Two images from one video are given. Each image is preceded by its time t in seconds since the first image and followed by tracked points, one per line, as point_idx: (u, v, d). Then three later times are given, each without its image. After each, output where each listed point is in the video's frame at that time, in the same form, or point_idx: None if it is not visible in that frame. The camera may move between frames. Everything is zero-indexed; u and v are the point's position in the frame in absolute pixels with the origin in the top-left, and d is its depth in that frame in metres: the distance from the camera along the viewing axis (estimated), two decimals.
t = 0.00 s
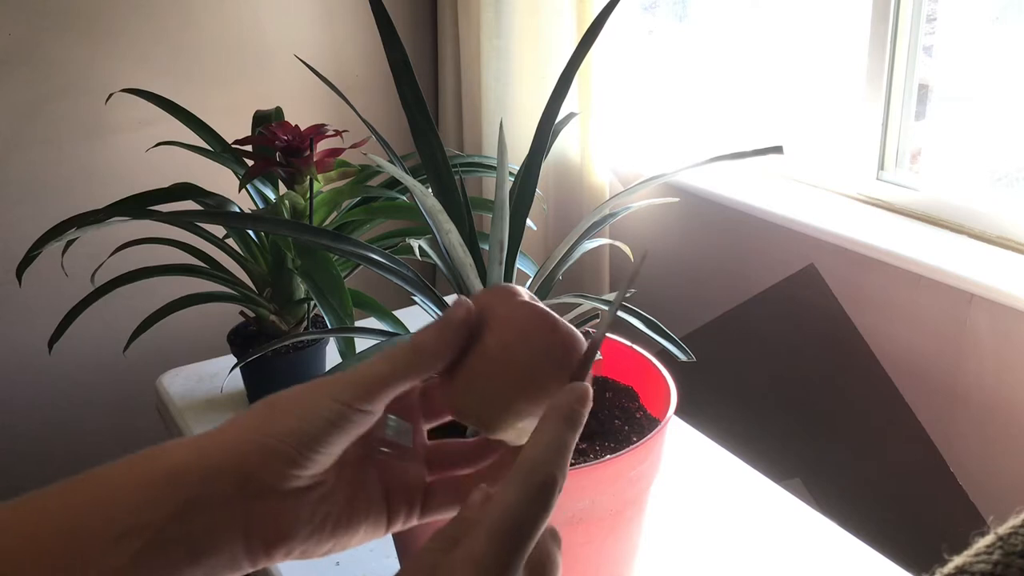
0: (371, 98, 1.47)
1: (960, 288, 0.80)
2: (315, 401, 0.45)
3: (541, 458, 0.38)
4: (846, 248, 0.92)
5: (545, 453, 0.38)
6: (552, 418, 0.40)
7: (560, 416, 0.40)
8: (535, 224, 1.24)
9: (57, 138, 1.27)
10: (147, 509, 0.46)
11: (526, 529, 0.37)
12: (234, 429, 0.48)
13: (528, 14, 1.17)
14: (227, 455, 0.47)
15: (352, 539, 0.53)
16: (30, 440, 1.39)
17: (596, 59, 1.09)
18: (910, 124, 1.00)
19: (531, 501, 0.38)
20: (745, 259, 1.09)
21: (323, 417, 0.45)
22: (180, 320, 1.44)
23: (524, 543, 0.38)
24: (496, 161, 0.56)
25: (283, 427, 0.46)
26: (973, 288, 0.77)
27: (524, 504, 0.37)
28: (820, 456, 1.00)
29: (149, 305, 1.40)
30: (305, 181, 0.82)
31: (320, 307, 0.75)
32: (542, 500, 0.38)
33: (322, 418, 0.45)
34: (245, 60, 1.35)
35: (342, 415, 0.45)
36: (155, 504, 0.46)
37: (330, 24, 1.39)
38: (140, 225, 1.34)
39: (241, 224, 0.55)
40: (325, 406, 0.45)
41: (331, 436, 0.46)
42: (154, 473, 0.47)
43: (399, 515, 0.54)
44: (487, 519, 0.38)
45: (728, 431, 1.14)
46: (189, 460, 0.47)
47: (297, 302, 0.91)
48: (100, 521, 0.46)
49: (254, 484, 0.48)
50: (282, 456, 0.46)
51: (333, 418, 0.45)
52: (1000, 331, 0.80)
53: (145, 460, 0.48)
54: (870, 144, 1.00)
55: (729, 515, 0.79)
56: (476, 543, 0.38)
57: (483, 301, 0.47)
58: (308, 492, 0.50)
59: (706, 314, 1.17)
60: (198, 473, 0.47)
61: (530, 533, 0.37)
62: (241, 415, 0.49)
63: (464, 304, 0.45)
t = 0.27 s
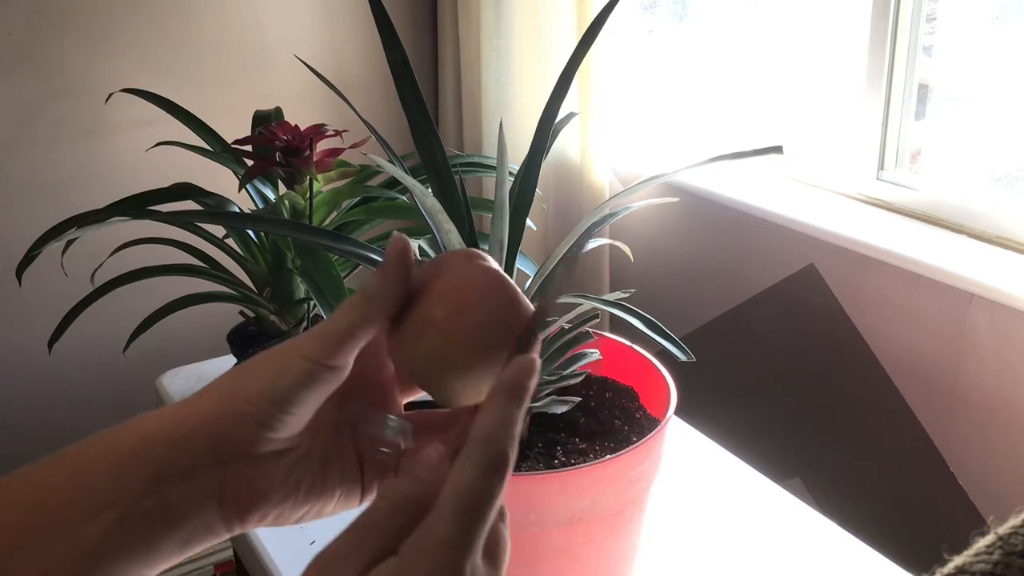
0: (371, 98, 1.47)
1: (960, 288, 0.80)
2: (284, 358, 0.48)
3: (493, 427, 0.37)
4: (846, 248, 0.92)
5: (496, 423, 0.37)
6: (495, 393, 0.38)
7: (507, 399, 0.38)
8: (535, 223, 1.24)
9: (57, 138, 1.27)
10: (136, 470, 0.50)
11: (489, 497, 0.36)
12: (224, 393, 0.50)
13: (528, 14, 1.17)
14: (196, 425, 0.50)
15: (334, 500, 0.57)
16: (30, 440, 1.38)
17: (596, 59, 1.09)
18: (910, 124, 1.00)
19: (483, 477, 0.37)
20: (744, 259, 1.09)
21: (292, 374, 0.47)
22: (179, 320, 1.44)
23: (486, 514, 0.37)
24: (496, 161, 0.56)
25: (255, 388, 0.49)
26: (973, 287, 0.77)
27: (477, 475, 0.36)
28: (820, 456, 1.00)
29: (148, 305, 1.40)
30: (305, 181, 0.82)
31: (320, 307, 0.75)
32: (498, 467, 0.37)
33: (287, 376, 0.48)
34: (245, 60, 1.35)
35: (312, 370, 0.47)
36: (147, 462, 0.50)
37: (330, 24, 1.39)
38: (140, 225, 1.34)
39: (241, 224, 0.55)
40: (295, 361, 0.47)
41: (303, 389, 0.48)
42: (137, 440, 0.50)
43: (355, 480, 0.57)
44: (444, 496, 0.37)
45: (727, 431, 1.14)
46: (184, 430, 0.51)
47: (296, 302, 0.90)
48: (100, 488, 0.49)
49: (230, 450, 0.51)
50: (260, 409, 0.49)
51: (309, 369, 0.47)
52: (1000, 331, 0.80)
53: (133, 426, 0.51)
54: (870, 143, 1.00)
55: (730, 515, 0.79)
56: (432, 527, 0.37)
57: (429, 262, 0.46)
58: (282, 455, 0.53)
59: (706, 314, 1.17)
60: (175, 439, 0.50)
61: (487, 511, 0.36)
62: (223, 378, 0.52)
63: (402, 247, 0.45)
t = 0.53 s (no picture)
0: (371, 98, 1.47)
1: (960, 288, 0.80)
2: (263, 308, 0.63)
3: (435, 365, 0.43)
4: (846, 248, 0.92)
5: (441, 357, 0.44)
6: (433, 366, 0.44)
7: (445, 367, 0.44)
8: (535, 223, 1.24)
9: (57, 138, 1.27)
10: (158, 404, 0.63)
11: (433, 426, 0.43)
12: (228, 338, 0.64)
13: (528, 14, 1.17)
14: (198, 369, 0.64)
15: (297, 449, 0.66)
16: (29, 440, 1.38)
17: (596, 59, 1.09)
18: (910, 124, 0.99)
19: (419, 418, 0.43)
20: (744, 259, 1.09)
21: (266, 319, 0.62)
22: (180, 320, 1.44)
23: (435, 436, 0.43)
24: (496, 161, 0.56)
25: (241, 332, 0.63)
26: (973, 287, 0.77)
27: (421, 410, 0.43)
28: (820, 456, 1.00)
29: (149, 306, 1.40)
30: (305, 181, 0.82)
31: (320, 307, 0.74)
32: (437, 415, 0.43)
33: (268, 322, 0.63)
34: (245, 60, 1.35)
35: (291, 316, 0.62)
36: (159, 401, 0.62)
37: (330, 24, 1.39)
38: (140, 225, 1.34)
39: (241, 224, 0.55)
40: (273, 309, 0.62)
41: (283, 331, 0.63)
42: (155, 378, 0.64)
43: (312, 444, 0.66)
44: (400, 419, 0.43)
45: (727, 431, 1.14)
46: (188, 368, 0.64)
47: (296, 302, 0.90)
48: (119, 427, 0.61)
49: (224, 383, 0.64)
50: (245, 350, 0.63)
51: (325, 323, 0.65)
52: (1000, 331, 0.80)
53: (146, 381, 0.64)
54: (870, 143, 1.00)
55: (730, 515, 0.79)
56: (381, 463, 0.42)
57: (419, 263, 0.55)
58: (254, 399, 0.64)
59: (706, 314, 1.17)
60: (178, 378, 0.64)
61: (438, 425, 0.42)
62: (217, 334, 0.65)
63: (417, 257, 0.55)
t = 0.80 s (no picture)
0: (370, 98, 1.47)
1: (960, 288, 0.80)
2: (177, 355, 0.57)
3: (392, 399, 0.40)
4: (846, 248, 0.92)
5: (398, 392, 0.41)
6: (388, 400, 0.40)
7: (399, 400, 0.40)
8: (534, 223, 1.24)
9: (57, 138, 1.27)
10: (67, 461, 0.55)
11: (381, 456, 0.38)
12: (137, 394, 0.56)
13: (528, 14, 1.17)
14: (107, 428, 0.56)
15: (211, 507, 0.56)
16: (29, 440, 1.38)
17: (596, 58, 1.09)
18: (910, 124, 0.99)
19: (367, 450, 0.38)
20: (744, 259, 1.09)
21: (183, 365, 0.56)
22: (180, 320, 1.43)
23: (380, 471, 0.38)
24: (496, 161, 0.56)
25: (155, 386, 0.56)
26: (973, 287, 0.77)
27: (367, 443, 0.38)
28: (820, 456, 1.00)
29: (149, 306, 1.40)
30: (305, 181, 0.82)
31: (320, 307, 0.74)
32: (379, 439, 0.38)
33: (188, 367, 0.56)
34: (245, 60, 1.35)
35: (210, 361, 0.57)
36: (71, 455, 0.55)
37: (330, 24, 1.39)
38: (140, 225, 1.35)
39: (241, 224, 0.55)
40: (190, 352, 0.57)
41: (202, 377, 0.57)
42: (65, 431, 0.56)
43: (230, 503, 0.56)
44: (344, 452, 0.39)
45: (727, 431, 1.14)
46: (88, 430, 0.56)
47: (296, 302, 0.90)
48: (28, 482, 0.55)
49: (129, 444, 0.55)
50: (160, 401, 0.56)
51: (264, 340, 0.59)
52: (1000, 331, 0.80)
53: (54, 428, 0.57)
54: (870, 143, 1.00)
55: (730, 516, 0.79)
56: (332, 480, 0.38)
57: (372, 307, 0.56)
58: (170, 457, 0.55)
59: (706, 314, 1.17)
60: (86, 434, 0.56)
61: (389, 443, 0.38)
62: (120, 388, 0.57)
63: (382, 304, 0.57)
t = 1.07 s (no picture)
0: (370, 98, 1.47)
1: (960, 288, 0.80)
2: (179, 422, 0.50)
3: (364, 423, 0.38)
4: (846, 248, 0.92)
5: (371, 416, 0.39)
6: (364, 422, 0.39)
7: (374, 421, 0.39)
8: (534, 223, 1.24)
9: (57, 138, 1.27)
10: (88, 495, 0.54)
11: (360, 480, 0.36)
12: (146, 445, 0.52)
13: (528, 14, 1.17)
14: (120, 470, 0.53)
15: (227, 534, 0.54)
16: (30, 439, 1.39)
17: (596, 59, 1.09)
18: (910, 124, 0.99)
19: (341, 479, 0.36)
20: (744, 259, 1.09)
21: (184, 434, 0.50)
22: (180, 320, 1.43)
23: (359, 496, 0.36)
24: (496, 161, 0.56)
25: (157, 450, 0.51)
26: (973, 287, 0.77)
27: (342, 472, 0.36)
28: (820, 456, 1.00)
29: (149, 306, 1.40)
30: (305, 182, 0.82)
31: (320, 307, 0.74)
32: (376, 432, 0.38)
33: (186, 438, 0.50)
34: (245, 60, 1.35)
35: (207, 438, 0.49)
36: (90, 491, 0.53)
37: (330, 24, 1.39)
38: (140, 225, 1.34)
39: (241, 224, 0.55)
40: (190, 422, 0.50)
41: (201, 451, 0.50)
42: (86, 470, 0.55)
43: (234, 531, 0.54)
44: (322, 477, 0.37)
45: (727, 431, 1.14)
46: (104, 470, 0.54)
47: (296, 302, 0.90)
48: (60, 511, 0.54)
49: (140, 487, 0.52)
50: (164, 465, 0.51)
51: (242, 396, 0.47)
52: (1000, 331, 0.80)
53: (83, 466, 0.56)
54: (870, 143, 1.00)
55: (730, 515, 0.79)
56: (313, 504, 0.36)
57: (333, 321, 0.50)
58: (181, 498, 0.53)
59: (706, 313, 1.17)
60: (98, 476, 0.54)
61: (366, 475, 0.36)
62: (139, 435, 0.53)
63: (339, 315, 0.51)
